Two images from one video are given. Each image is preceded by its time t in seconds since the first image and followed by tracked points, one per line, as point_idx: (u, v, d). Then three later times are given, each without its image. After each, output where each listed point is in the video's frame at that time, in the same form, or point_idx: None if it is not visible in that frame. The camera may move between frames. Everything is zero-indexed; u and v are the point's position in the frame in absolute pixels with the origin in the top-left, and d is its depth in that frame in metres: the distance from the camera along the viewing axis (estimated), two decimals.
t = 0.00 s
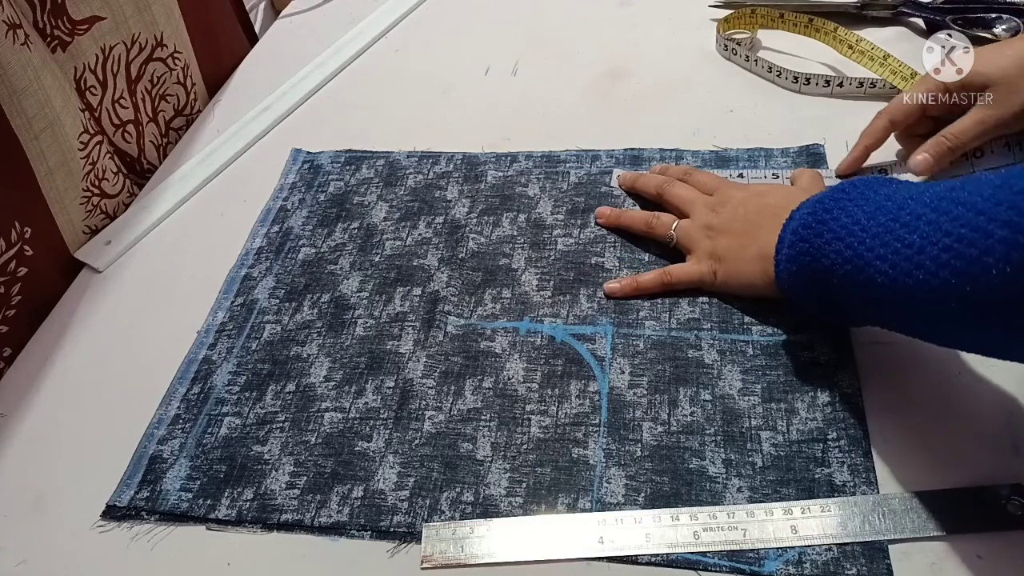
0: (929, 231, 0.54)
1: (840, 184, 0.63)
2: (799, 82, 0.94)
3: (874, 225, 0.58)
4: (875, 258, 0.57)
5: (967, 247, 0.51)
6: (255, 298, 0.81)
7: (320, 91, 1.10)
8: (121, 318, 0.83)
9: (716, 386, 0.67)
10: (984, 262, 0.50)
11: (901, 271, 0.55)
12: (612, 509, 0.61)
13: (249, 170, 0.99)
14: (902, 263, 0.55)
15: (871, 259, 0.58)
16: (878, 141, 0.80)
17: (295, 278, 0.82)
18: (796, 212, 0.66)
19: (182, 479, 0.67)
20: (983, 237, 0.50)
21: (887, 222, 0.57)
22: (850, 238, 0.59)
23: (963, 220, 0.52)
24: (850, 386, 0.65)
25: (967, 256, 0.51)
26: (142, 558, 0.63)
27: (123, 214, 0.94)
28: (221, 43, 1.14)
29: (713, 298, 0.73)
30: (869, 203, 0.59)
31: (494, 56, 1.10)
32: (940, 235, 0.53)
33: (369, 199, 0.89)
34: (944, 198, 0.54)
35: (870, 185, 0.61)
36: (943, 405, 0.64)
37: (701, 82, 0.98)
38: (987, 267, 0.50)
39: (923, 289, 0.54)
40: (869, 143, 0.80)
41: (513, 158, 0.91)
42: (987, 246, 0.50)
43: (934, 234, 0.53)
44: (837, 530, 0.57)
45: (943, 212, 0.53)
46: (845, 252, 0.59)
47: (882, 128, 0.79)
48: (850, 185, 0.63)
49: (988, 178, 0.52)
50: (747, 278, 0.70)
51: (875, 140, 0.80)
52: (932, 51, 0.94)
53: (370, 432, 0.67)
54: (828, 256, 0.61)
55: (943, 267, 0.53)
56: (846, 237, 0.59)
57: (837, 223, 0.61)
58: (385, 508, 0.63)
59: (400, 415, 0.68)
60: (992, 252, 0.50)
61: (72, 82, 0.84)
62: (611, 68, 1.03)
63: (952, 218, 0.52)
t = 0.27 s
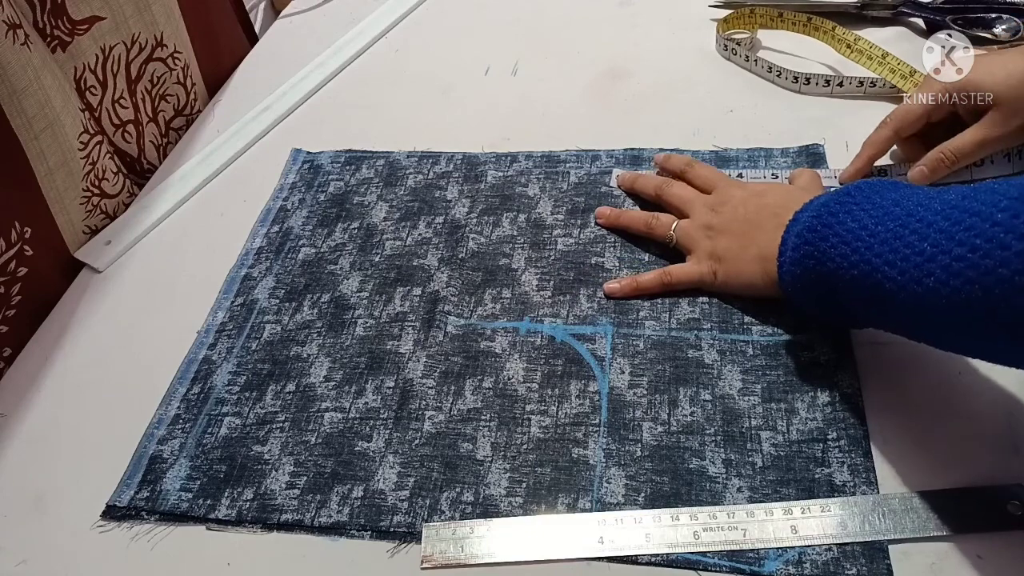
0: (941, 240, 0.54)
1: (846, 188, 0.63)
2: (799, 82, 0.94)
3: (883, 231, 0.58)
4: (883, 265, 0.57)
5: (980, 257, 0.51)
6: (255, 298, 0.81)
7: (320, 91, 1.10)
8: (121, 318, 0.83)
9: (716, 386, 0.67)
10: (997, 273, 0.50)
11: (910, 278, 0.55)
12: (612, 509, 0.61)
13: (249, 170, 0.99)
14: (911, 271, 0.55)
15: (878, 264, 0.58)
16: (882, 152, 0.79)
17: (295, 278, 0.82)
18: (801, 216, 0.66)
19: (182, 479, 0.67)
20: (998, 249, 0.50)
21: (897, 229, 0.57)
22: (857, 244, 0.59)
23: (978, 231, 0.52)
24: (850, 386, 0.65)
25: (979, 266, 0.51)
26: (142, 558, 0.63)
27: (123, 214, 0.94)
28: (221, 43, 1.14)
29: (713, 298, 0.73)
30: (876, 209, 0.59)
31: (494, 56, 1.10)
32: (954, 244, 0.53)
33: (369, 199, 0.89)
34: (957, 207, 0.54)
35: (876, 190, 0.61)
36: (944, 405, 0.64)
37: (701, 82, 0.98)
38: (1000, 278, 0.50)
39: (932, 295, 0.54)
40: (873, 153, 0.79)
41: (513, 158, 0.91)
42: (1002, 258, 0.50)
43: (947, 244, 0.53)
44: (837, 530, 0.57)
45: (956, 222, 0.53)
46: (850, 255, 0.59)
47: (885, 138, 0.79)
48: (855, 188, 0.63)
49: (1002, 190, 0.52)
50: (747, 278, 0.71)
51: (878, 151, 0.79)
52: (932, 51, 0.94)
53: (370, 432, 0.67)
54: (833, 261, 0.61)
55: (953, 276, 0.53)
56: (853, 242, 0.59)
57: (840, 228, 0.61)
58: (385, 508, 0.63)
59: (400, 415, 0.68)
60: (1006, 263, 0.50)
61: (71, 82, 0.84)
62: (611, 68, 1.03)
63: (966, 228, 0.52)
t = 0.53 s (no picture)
0: (941, 229, 0.54)
1: (845, 184, 0.64)
2: (799, 82, 0.94)
3: (882, 223, 0.58)
4: (883, 257, 0.57)
5: (982, 242, 0.51)
6: (255, 298, 0.81)
7: (320, 91, 1.10)
8: (121, 318, 0.83)
9: (716, 386, 0.67)
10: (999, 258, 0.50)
11: (910, 268, 0.55)
12: (612, 509, 0.61)
13: (249, 170, 0.99)
14: (912, 260, 0.55)
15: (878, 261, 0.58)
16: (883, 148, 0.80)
17: (295, 278, 0.82)
18: (801, 211, 0.65)
19: (182, 479, 0.67)
20: (1000, 232, 0.50)
21: (897, 220, 0.57)
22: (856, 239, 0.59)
23: (978, 216, 0.52)
24: (850, 386, 0.65)
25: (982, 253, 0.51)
26: (142, 558, 0.63)
27: (123, 214, 0.94)
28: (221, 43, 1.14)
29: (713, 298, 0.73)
30: (875, 203, 0.59)
31: (494, 56, 1.10)
32: (954, 231, 0.53)
33: (369, 199, 0.89)
34: (956, 195, 0.54)
35: (875, 184, 0.62)
36: (944, 405, 0.64)
37: (701, 82, 0.98)
38: (1002, 265, 0.50)
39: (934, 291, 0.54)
40: (874, 146, 0.80)
41: (513, 158, 0.91)
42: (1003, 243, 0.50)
43: (948, 231, 0.53)
44: (837, 530, 0.57)
45: (956, 209, 0.53)
46: (851, 254, 0.59)
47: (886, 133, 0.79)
48: (854, 184, 0.63)
49: (1001, 177, 0.52)
50: (746, 278, 0.71)
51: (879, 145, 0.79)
52: (932, 51, 0.94)
53: (370, 432, 0.67)
54: (833, 258, 0.61)
55: (955, 263, 0.53)
56: (852, 237, 0.59)
57: (839, 224, 0.60)
58: (385, 508, 0.63)
59: (400, 415, 0.68)
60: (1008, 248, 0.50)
61: (72, 82, 0.84)
62: (611, 68, 1.03)
63: (965, 214, 0.53)
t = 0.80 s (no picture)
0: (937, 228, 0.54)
1: (842, 185, 0.64)
2: (799, 82, 0.94)
3: (879, 223, 0.58)
4: (880, 255, 0.57)
5: (977, 240, 0.51)
6: (255, 298, 0.81)
7: (320, 91, 1.10)
8: (121, 318, 0.83)
9: (716, 386, 0.67)
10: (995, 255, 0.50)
11: (907, 267, 0.55)
12: (612, 509, 0.61)
13: (249, 170, 0.99)
14: (908, 259, 0.55)
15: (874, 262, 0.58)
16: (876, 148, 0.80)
17: (295, 278, 0.82)
18: (798, 212, 0.65)
19: (182, 479, 0.67)
20: (994, 230, 0.50)
21: (893, 219, 0.57)
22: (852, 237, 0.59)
23: (973, 214, 0.52)
24: (850, 386, 0.65)
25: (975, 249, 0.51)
26: (142, 558, 0.63)
27: (123, 214, 0.94)
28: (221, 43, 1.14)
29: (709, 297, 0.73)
30: (872, 203, 0.60)
31: (494, 56, 1.10)
32: (950, 229, 0.53)
33: (369, 199, 0.89)
34: (951, 194, 0.54)
35: (872, 184, 0.62)
36: (944, 406, 0.64)
37: (701, 81, 0.98)
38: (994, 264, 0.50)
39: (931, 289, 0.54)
40: (868, 146, 0.80)
41: (513, 158, 0.91)
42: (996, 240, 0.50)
43: (943, 230, 0.54)
44: (837, 530, 0.57)
45: (951, 207, 0.54)
46: (851, 254, 0.59)
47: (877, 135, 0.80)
48: (851, 185, 0.63)
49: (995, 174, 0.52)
50: (741, 277, 0.71)
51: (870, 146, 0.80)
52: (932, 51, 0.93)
53: (369, 432, 0.67)
54: (830, 257, 0.61)
55: (951, 262, 0.53)
56: (849, 236, 0.59)
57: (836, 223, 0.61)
58: (385, 508, 0.63)
59: (400, 415, 0.68)
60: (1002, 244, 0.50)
61: (72, 82, 0.84)
62: (610, 68, 1.03)
63: (960, 212, 0.53)
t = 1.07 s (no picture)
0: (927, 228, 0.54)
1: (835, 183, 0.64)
2: (799, 82, 0.94)
3: (872, 222, 0.58)
4: (874, 256, 0.57)
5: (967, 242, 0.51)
6: (255, 298, 0.81)
7: (320, 91, 1.09)
8: (121, 318, 0.83)
9: (716, 386, 0.67)
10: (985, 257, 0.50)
11: (900, 267, 0.56)
12: (612, 509, 0.61)
13: (249, 170, 0.99)
14: (901, 259, 0.55)
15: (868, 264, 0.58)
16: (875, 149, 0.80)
17: (295, 278, 0.82)
18: (791, 213, 0.65)
19: (182, 479, 0.67)
20: (983, 230, 0.50)
21: (885, 219, 0.57)
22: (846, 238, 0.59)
23: (962, 214, 0.52)
24: (850, 386, 0.65)
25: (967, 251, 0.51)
26: (142, 558, 0.63)
27: (123, 214, 0.94)
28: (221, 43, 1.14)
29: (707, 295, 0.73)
30: (864, 202, 0.60)
31: (494, 56, 1.10)
32: (940, 230, 0.53)
33: (369, 199, 0.89)
34: (941, 193, 0.54)
35: (865, 182, 0.62)
36: (944, 406, 0.64)
37: (701, 81, 0.98)
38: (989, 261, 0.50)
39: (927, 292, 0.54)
40: (868, 146, 0.80)
41: (512, 158, 0.91)
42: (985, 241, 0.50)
43: (933, 231, 0.54)
44: (837, 530, 0.57)
45: (941, 207, 0.54)
46: (850, 255, 0.59)
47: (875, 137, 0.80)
48: (843, 183, 0.63)
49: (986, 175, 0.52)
50: (739, 275, 0.71)
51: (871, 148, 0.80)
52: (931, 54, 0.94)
53: (370, 432, 0.67)
54: (824, 255, 0.61)
55: (941, 262, 0.53)
56: (843, 235, 0.59)
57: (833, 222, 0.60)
58: (385, 508, 0.63)
59: (400, 415, 0.68)
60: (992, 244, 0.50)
61: (72, 82, 0.84)
62: (610, 68, 1.03)
63: (951, 212, 0.53)
